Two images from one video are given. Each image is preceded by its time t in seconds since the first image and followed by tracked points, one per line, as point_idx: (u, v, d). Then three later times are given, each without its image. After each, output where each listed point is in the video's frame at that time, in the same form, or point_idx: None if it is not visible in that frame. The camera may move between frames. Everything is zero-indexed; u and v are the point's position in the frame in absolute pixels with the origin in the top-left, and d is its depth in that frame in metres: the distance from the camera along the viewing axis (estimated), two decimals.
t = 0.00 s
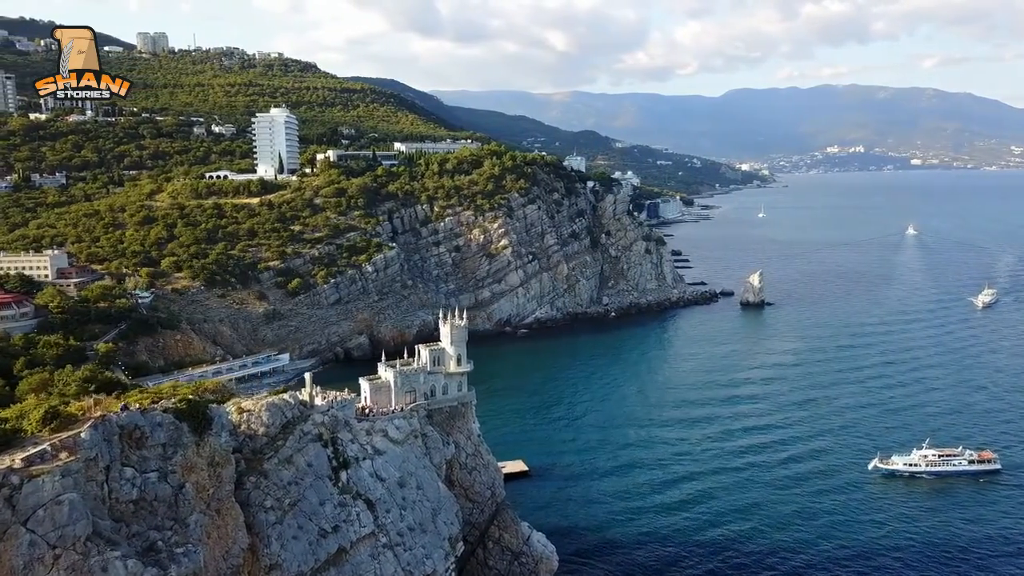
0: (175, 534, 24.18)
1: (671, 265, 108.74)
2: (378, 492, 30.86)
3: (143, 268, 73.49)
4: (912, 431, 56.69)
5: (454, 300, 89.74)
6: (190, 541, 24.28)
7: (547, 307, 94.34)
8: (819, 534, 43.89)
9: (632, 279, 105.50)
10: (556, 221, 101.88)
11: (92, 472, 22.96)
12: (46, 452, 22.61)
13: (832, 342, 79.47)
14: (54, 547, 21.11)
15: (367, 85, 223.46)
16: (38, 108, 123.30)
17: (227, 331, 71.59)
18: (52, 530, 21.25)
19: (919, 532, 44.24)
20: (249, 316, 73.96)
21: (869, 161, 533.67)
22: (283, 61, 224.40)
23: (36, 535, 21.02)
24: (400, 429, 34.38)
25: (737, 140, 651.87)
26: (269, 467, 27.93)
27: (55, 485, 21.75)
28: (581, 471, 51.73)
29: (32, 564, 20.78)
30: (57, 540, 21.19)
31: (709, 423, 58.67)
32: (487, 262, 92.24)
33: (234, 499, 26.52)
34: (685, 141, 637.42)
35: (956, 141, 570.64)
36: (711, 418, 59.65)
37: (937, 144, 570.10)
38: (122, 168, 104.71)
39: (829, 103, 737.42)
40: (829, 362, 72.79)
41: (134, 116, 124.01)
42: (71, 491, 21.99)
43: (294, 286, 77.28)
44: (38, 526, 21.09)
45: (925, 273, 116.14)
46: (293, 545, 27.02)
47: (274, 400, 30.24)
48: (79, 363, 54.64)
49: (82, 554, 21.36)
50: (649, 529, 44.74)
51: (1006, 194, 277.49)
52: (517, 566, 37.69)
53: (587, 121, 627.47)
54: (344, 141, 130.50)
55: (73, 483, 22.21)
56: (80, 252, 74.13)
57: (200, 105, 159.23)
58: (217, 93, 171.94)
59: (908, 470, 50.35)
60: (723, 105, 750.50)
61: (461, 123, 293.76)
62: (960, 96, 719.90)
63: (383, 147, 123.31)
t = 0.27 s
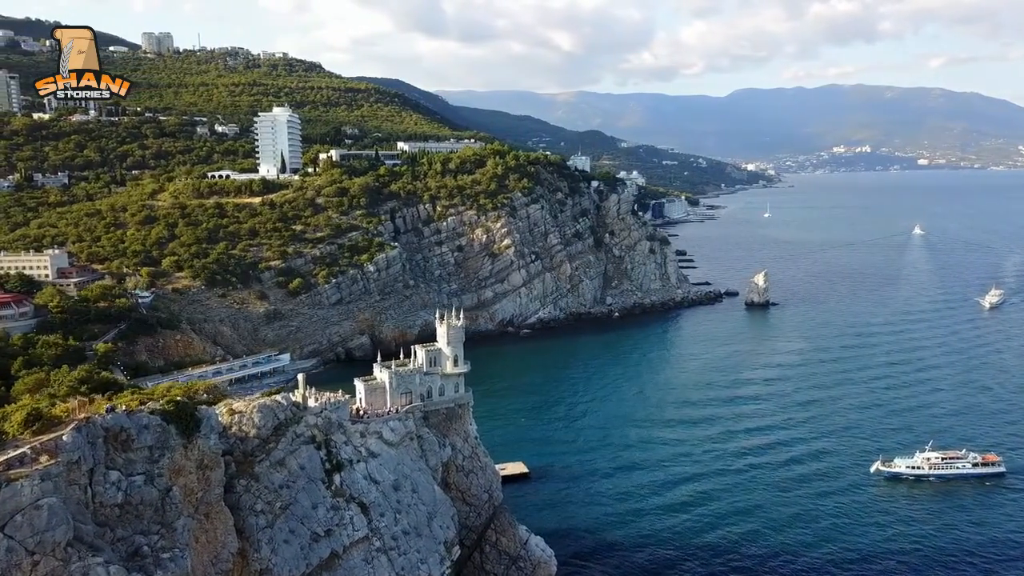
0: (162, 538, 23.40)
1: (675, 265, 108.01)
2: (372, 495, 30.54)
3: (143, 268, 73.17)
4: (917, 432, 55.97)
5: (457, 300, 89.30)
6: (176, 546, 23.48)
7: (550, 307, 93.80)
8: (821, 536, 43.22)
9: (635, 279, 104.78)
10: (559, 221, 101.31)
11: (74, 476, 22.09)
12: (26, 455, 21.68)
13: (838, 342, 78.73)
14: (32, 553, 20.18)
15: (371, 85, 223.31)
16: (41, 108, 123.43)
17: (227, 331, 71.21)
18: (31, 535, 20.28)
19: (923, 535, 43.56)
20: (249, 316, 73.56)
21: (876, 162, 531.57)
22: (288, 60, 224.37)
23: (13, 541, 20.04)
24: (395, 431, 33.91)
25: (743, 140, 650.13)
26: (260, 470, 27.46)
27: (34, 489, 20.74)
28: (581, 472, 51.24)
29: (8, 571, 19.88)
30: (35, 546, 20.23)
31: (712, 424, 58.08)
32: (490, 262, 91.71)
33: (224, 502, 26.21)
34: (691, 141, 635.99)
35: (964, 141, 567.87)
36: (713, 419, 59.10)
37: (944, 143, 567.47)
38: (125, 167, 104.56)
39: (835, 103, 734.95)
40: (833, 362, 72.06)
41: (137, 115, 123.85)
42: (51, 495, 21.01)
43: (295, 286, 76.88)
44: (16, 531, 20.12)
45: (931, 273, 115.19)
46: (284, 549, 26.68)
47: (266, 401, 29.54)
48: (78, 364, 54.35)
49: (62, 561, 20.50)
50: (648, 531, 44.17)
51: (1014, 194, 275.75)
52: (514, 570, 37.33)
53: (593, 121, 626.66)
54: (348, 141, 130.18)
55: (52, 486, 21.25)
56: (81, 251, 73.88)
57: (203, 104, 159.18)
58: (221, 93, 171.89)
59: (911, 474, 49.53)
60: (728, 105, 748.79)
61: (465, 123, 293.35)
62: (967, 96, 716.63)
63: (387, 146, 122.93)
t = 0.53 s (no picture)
0: (149, 543, 23.04)
1: (680, 265, 107.27)
2: (367, 498, 30.10)
3: (145, 268, 72.91)
4: (923, 434, 55.19)
5: (460, 300, 88.91)
6: (164, 551, 23.14)
7: (554, 307, 93.24)
8: (825, 539, 42.54)
9: (641, 279, 104.06)
10: (563, 221, 100.73)
11: (56, 479, 21.63)
12: (6, 458, 21.14)
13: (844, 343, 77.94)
14: (11, 560, 19.58)
15: (377, 84, 223.08)
16: (46, 108, 123.60)
17: (229, 331, 70.88)
18: (8, 541, 19.65)
19: (929, 539, 42.83)
20: (251, 316, 73.21)
21: (884, 162, 529.05)
22: (294, 60, 224.31)
23: None
24: (390, 433, 33.50)
25: (751, 140, 648.20)
26: (251, 473, 27.12)
27: (12, 494, 20.23)
28: (581, 472, 50.72)
29: None
30: (13, 552, 19.62)
31: (715, 424, 57.49)
32: (493, 261, 91.14)
33: (214, 506, 25.83)
34: (698, 142, 634.34)
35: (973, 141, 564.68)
36: (717, 419, 58.51)
37: (952, 143, 564.43)
38: (129, 166, 104.44)
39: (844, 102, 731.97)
40: (840, 363, 71.29)
41: (142, 115, 123.82)
42: (29, 500, 20.47)
43: (297, 286, 76.53)
44: None
45: (939, 273, 114.16)
46: (275, 554, 26.28)
47: (258, 402, 29.13)
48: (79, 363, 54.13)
49: (41, 567, 19.91)
50: (648, 532, 43.60)
51: None
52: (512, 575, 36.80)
53: (600, 121, 625.57)
54: (352, 140, 129.88)
55: (31, 491, 20.73)
56: (83, 251, 73.69)
57: (209, 104, 159.15)
58: (226, 92, 171.86)
59: (915, 477, 48.69)
60: (736, 105, 746.73)
61: (471, 123, 292.91)
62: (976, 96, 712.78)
63: (391, 146, 122.57)
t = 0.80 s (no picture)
0: (136, 547, 22.81)
1: (688, 265, 106.48)
2: (362, 501, 29.71)
3: (149, 267, 72.75)
4: (931, 435, 54.42)
5: (465, 300, 88.49)
6: (152, 555, 22.93)
7: (560, 307, 92.67)
8: (831, 542, 41.83)
9: (648, 279, 103.28)
10: (569, 220, 100.17)
11: (39, 482, 21.23)
12: None
13: (853, 343, 77.07)
14: None
15: (385, 84, 223.02)
16: (53, 108, 123.95)
17: (233, 331, 70.63)
18: None
19: (936, 542, 42.08)
20: (255, 316, 72.98)
21: (894, 162, 525.96)
22: (301, 60, 224.37)
23: None
24: (387, 435, 33.08)
25: (760, 139, 645.67)
26: (244, 475, 26.62)
27: None
28: (583, 472, 50.21)
29: None
30: None
31: (719, 425, 56.88)
32: (499, 261, 90.59)
33: (205, 509, 25.36)
34: (707, 142, 632.33)
35: (984, 141, 560.83)
36: (722, 420, 57.91)
37: (964, 143, 560.65)
38: (135, 166, 104.43)
39: (854, 102, 728.31)
40: (848, 363, 70.48)
41: (149, 114, 123.90)
42: (10, 504, 20.17)
43: (301, 285, 76.28)
44: None
45: (950, 273, 113.04)
46: (268, 558, 25.96)
47: (252, 403, 28.56)
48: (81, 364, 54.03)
49: (21, 572, 19.51)
50: (649, 533, 43.05)
51: None
52: None
53: (608, 121, 624.32)
54: (359, 139, 129.65)
55: (12, 495, 20.44)
56: (87, 250, 73.63)
57: (217, 104, 159.34)
58: (234, 92, 171.98)
59: (920, 481, 47.68)
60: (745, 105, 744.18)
61: (479, 122, 292.50)
62: (988, 96, 708.05)
63: (397, 145, 122.26)
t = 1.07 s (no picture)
0: (123, 551, 22.74)
1: (696, 265, 105.67)
2: (358, 504, 29.33)
3: (155, 266, 72.69)
4: (941, 437, 53.52)
5: (471, 300, 87.99)
6: (139, 560, 22.87)
7: (567, 307, 92.07)
8: (836, 545, 41.10)
9: (656, 279, 102.48)
10: (577, 220, 99.59)
11: (22, 484, 21.04)
12: None
13: (863, 344, 76.14)
14: None
15: (394, 84, 222.83)
16: (63, 108, 124.36)
17: (237, 330, 70.45)
18: None
19: (945, 547, 41.27)
20: (260, 316, 72.77)
21: (907, 161, 522.32)
22: (311, 60, 224.55)
23: None
24: (384, 437, 32.80)
25: (771, 139, 642.78)
26: (236, 478, 26.57)
27: None
28: (586, 473, 49.63)
29: None
30: None
31: (725, 426, 56.20)
32: (505, 261, 90.13)
33: (195, 512, 25.37)
34: (717, 142, 630.01)
35: (998, 141, 556.36)
36: (728, 421, 57.20)
37: (977, 143, 556.27)
38: (143, 165, 104.53)
39: (866, 101, 724.00)
40: (857, 364, 69.59)
41: (157, 114, 124.05)
42: None
43: (307, 285, 76.03)
44: None
45: (963, 274, 111.74)
46: (260, 562, 25.69)
47: (246, 404, 28.52)
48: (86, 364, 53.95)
49: None
50: (650, 535, 42.42)
51: None
52: None
53: (619, 121, 622.97)
54: (367, 139, 129.37)
55: None
56: (93, 249, 73.63)
57: (225, 103, 159.47)
58: (243, 92, 172.15)
59: (926, 485, 46.54)
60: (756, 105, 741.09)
61: (488, 122, 291.99)
62: (1002, 95, 702.53)
63: (405, 144, 121.93)
